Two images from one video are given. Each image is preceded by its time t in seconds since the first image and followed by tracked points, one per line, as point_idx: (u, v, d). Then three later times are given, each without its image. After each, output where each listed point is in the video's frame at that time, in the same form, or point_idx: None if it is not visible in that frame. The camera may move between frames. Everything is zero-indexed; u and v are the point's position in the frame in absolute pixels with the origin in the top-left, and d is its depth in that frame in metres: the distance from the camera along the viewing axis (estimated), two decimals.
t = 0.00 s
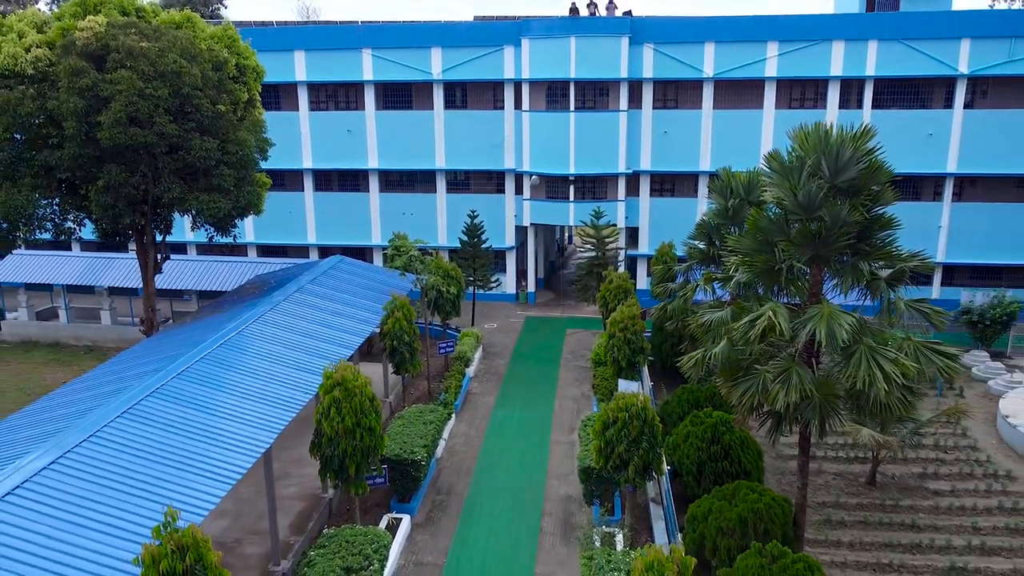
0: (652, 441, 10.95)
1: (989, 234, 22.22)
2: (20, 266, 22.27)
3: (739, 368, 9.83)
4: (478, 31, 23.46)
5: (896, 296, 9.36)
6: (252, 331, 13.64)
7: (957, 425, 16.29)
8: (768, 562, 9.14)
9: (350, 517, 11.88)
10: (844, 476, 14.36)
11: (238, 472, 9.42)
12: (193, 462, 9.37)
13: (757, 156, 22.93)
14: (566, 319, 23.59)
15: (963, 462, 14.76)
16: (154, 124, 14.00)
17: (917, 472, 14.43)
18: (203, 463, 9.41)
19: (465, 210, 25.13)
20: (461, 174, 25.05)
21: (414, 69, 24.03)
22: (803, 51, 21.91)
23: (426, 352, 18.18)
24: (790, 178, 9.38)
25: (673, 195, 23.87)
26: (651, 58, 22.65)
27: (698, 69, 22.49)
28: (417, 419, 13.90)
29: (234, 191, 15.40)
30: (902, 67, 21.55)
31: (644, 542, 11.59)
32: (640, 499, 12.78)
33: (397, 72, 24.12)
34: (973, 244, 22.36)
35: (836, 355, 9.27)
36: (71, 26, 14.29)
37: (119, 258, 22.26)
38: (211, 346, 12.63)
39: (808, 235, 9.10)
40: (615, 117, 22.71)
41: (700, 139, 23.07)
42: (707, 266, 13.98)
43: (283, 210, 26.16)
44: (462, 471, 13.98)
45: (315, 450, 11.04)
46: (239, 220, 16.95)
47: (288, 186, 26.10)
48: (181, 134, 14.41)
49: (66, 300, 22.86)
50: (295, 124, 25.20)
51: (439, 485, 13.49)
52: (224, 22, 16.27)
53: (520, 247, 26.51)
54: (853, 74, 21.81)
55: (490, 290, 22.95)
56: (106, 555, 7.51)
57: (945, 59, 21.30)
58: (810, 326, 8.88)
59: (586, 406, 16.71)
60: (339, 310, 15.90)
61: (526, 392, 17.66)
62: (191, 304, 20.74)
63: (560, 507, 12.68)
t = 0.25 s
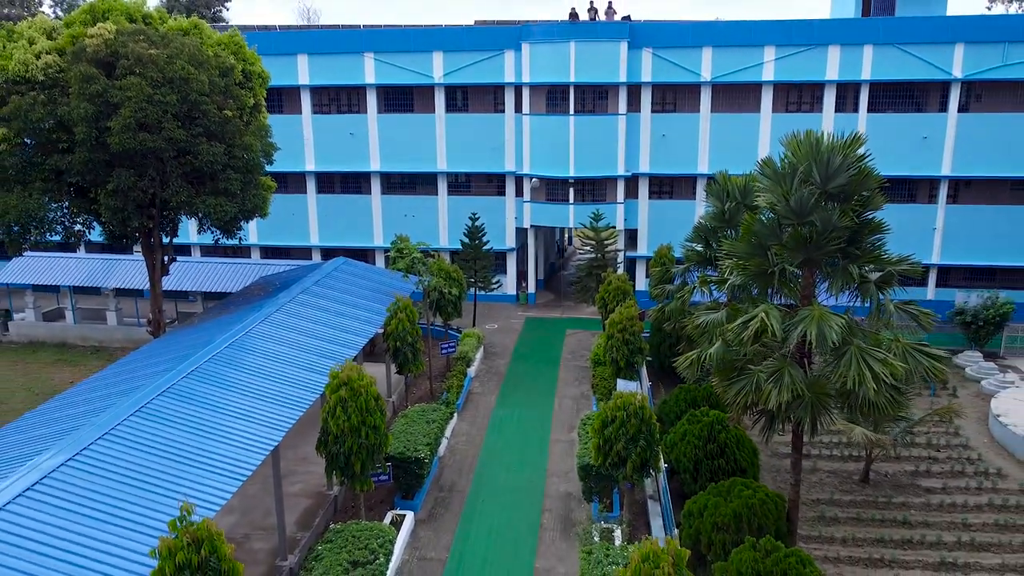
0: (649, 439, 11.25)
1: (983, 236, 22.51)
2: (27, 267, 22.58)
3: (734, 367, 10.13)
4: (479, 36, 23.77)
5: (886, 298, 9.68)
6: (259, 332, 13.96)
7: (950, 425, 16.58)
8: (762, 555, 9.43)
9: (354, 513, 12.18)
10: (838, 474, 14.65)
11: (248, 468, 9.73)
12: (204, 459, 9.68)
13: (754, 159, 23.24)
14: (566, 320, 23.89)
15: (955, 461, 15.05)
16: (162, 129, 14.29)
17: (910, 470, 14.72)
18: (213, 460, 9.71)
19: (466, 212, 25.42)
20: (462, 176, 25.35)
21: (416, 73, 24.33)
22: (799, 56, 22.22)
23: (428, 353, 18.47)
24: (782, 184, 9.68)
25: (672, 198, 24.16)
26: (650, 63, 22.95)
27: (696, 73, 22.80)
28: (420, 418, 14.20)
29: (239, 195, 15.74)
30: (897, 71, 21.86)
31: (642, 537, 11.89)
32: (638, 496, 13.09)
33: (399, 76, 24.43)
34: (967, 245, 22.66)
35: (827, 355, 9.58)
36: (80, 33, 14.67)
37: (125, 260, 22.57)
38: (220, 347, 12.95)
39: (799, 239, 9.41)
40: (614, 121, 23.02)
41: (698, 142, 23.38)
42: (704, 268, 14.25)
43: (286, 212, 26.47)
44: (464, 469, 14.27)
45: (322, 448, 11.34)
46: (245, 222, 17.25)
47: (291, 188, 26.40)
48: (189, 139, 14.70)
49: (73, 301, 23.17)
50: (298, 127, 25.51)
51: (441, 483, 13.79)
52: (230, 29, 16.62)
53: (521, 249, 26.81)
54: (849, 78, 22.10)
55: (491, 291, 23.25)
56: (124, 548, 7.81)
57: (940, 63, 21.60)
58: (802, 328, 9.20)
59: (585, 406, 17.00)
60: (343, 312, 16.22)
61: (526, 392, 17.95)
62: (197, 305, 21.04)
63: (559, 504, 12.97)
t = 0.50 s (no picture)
0: (647, 437, 11.51)
1: (978, 238, 22.78)
2: (34, 268, 22.86)
3: (729, 366, 10.41)
4: (480, 39, 24.04)
5: (877, 300, 9.96)
6: (264, 332, 14.24)
7: (944, 423, 16.84)
8: (757, 550, 9.71)
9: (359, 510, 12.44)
10: (833, 471, 14.92)
11: (257, 464, 10.01)
12: (213, 455, 9.95)
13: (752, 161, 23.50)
14: (566, 320, 24.16)
15: (948, 459, 15.32)
16: (169, 133, 14.54)
17: (904, 467, 15.00)
18: (222, 457, 9.98)
19: (467, 214, 25.69)
20: (464, 178, 25.62)
21: (417, 76, 24.60)
22: (796, 59, 22.48)
23: (430, 352, 18.74)
24: (777, 188, 9.95)
25: (671, 199, 24.42)
26: (649, 66, 23.22)
27: (694, 76, 23.07)
28: (423, 417, 14.47)
29: (245, 197, 16.02)
30: (893, 75, 22.13)
31: (640, 533, 12.17)
32: (637, 493, 13.35)
33: (401, 79, 24.70)
34: (962, 247, 22.93)
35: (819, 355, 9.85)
36: (90, 38, 14.97)
37: (130, 261, 22.82)
38: (227, 346, 13.23)
39: (793, 242, 9.67)
40: (613, 123, 23.29)
41: (696, 145, 23.65)
42: (702, 269, 14.50)
43: (289, 213, 26.73)
44: (466, 467, 14.54)
45: (327, 445, 11.61)
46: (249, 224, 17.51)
47: (294, 190, 26.67)
48: (196, 143, 14.96)
49: (79, 301, 23.43)
50: (301, 129, 25.77)
51: (443, 480, 14.06)
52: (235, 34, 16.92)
53: (521, 250, 27.08)
54: (846, 81, 22.37)
55: (492, 292, 23.52)
56: (137, 541, 8.08)
57: (935, 67, 21.86)
58: (795, 328, 9.48)
59: (585, 405, 17.27)
60: (347, 312, 16.50)
61: (527, 391, 18.21)
62: (202, 306, 21.33)
63: (559, 500, 13.24)
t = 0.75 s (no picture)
0: (644, 433, 11.82)
1: (972, 239, 23.09)
2: (40, 268, 23.16)
3: (723, 364, 10.73)
4: (481, 42, 24.35)
5: (867, 300, 10.29)
6: (270, 331, 14.57)
7: (937, 421, 17.15)
8: (750, 542, 10.02)
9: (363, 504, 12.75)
10: (827, 468, 15.23)
11: (266, 458, 10.34)
12: (223, 450, 10.28)
13: (749, 163, 23.82)
14: (566, 320, 24.49)
15: (940, 455, 15.62)
16: (177, 136, 14.86)
17: (896, 464, 15.31)
18: (231, 452, 10.28)
19: (468, 215, 26.00)
20: (465, 179, 25.92)
21: (419, 79, 24.91)
22: (793, 62, 22.80)
23: (432, 351, 19.05)
24: (769, 191, 10.27)
25: (669, 200, 24.73)
26: (648, 69, 23.53)
27: (692, 79, 23.37)
28: (426, 414, 14.79)
29: (251, 199, 16.36)
30: (889, 78, 22.44)
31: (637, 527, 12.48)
32: (635, 488, 13.68)
33: (403, 82, 25.01)
34: (957, 247, 23.24)
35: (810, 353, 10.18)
36: (99, 43, 15.23)
37: (136, 261, 23.11)
38: (234, 345, 13.56)
39: (785, 244, 10.00)
40: (612, 126, 23.61)
41: (694, 146, 23.97)
42: (698, 270, 14.78)
43: (292, 214, 27.04)
44: (468, 463, 14.85)
45: (333, 441, 11.92)
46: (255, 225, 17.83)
47: (297, 191, 26.98)
48: (203, 146, 15.28)
49: (85, 301, 23.73)
50: (304, 131, 26.08)
51: (445, 476, 14.37)
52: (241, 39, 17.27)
53: (521, 250, 27.40)
54: (841, 84, 22.69)
55: (493, 292, 23.84)
56: (151, 532, 8.39)
57: (929, 70, 22.17)
58: (787, 327, 9.82)
59: (584, 403, 17.58)
60: (350, 311, 16.84)
61: (527, 390, 18.52)
62: (207, 305, 21.63)
63: (559, 496, 13.55)
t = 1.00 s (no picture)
0: (642, 430, 12.09)
1: (966, 239, 23.36)
2: (46, 268, 23.45)
3: (718, 363, 10.99)
4: (481, 45, 24.62)
5: (858, 300, 10.59)
6: (274, 330, 14.85)
7: (930, 419, 17.41)
8: (744, 535, 10.29)
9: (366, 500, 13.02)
10: (822, 465, 15.48)
11: (272, 454, 10.62)
12: (231, 446, 10.56)
13: (747, 164, 24.09)
14: (565, 319, 24.77)
15: (933, 453, 15.88)
16: (183, 139, 15.15)
17: (890, 461, 15.56)
18: (237, 448, 10.56)
19: (469, 216, 26.27)
20: (465, 180, 26.19)
21: (420, 81, 25.19)
22: (790, 65, 23.08)
23: (433, 351, 19.32)
24: (763, 194, 10.54)
25: (667, 201, 25.01)
26: (647, 72, 23.79)
27: (690, 81, 23.64)
28: (427, 412, 15.08)
29: (255, 200, 16.65)
30: (884, 80, 22.71)
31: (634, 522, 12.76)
32: (633, 484, 13.95)
33: (404, 84, 25.28)
34: (952, 248, 23.51)
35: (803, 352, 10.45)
36: (106, 47, 15.51)
37: (140, 261, 23.38)
38: (239, 344, 13.82)
39: (779, 245, 10.28)
40: (611, 127, 23.89)
41: (693, 148, 24.24)
42: (695, 270, 14.97)
43: (294, 215, 27.31)
44: (468, 460, 15.13)
45: (337, 438, 12.20)
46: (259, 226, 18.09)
47: (299, 192, 27.25)
48: (209, 148, 15.57)
49: (90, 301, 24.01)
50: (306, 133, 26.35)
51: (447, 473, 14.63)
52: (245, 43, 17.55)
53: (522, 251, 27.67)
54: (838, 87, 22.96)
55: (493, 292, 24.11)
56: (161, 525, 8.66)
57: (925, 73, 22.45)
58: (779, 326, 10.11)
59: (583, 401, 17.85)
60: (353, 311, 17.12)
61: (527, 389, 18.78)
62: (211, 305, 21.91)
63: (558, 492, 13.82)
